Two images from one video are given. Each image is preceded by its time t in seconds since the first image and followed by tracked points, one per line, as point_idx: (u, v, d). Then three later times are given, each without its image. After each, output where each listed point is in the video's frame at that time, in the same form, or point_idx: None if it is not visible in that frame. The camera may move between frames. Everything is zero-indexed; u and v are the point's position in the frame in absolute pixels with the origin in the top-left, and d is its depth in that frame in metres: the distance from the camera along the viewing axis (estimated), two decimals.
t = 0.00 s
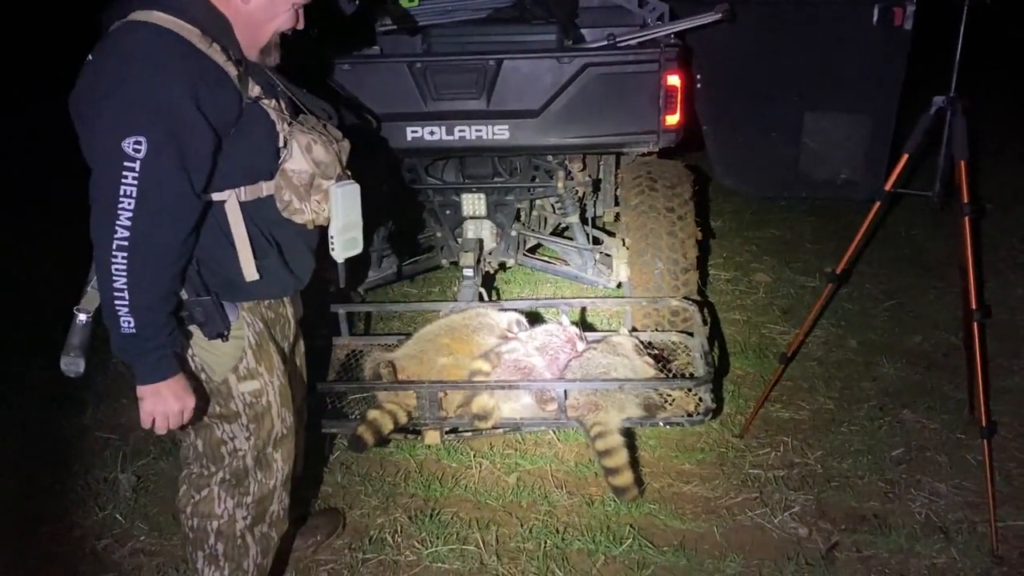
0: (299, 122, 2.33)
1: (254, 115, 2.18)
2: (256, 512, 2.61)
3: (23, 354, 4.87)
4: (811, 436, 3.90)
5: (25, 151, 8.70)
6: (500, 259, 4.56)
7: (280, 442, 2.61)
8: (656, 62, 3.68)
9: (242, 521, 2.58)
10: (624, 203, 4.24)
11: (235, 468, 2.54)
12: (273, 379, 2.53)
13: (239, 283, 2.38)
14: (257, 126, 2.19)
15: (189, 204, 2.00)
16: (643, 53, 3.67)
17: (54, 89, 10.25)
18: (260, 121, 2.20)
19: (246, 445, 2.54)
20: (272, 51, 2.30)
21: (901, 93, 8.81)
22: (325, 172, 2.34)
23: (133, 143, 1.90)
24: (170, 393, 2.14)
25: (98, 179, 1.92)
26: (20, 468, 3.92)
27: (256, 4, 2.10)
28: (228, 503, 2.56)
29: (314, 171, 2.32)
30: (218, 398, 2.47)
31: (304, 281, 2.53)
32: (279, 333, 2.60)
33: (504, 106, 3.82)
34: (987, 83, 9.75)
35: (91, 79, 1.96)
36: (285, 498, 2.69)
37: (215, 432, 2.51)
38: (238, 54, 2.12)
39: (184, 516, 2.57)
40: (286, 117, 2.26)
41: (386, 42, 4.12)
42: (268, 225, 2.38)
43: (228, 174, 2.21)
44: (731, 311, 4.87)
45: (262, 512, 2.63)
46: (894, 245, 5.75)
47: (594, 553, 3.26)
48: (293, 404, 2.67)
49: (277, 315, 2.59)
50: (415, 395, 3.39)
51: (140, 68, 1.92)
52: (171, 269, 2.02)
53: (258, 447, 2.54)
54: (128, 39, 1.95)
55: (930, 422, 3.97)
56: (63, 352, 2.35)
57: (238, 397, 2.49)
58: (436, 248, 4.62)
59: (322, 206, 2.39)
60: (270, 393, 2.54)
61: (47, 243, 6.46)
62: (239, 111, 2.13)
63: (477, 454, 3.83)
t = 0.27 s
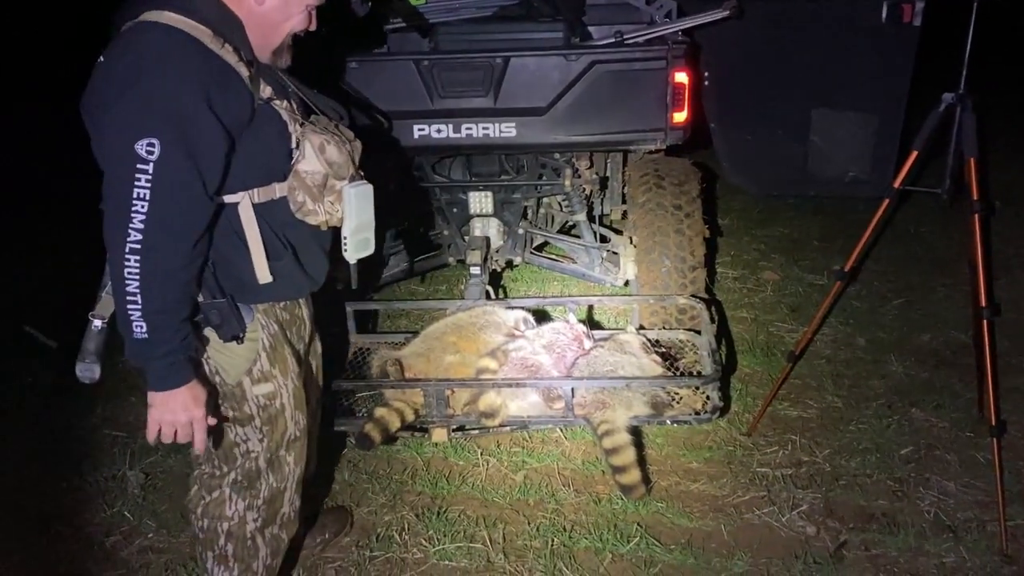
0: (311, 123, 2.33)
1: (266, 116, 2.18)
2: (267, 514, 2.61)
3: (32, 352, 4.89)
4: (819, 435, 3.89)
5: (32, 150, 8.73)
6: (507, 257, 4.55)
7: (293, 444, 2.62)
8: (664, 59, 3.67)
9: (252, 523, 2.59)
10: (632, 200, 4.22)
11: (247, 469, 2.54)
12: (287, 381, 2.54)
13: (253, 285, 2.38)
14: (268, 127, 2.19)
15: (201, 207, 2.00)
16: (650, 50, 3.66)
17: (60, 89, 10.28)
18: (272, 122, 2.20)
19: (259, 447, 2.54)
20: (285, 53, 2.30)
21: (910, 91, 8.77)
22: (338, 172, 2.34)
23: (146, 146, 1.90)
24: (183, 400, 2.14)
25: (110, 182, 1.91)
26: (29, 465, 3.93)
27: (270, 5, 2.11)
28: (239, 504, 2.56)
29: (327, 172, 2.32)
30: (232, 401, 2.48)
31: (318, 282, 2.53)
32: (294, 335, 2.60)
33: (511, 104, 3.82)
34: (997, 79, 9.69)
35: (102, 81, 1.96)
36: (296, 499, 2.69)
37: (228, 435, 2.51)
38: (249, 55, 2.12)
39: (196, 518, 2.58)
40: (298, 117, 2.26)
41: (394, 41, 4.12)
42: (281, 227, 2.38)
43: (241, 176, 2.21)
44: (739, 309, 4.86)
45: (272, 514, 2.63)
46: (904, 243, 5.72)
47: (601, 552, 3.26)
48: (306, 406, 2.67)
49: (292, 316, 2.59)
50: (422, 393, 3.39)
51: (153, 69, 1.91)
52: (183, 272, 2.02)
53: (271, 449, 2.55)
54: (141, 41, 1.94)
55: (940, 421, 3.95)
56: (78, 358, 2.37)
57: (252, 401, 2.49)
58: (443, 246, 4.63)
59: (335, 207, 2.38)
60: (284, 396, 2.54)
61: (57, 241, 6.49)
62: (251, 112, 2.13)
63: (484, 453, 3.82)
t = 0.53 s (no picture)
0: (322, 124, 2.33)
1: (277, 117, 2.18)
2: (277, 515, 2.62)
3: (41, 352, 4.91)
4: (826, 436, 3.88)
5: (40, 151, 8.76)
6: (513, 258, 4.55)
7: (304, 446, 2.62)
8: (671, 60, 3.67)
9: (262, 524, 2.59)
10: (639, 201, 4.22)
11: (258, 470, 2.55)
12: (299, 383, 2.54)
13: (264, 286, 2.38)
14: (280, 128, 2.20)
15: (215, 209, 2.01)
16: (657, 51, 3.65)
17: (68, 90, 10.32)
18: (284, 123, 2.20)
19: (270, 448, 2.55)
20: (296, 55, 2.30)
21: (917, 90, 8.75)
22: (349, 174, 2.36)
23: (160, 149, 1.90)
24: (199, 402, 2.14)
25: (124, 185, 1.92)
26: (39, 465, 3.95)
27: (283, 7, 2.12)
28: (250, 505, 2.57)
29: (339, 173, 2.34)
30: (243, 403, 2.48)
31: (331, 282, 2.53)
32: (306, 337, 2.61)
33: (518, 105, 3.82)
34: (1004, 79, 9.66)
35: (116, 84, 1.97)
36: (306, 501, 2.70)
37: (241, 436, 2.52)
38: (260, 57, 2.14)
39: (206, 518, 2.59)
40: (309, 119, 2.27)
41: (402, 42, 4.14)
42: (293, 227, 2.38)
43: (254, 176, 2.22)
44: (747, 310, 4.85)
45: (282, 515, 2.63)
46: (912, 243, 5.71)
47: (608, 552, 3.26)
48: (317, 408, 2.68)
49: (304, 318, 2.60)
50: (430, 394, 3.39)
51: (165, 72, 1.92)
52: (196, 274, 2.03)
53: (282, 450, 2.55)
54: (154, 43, 1.95)
55: (948, 422, 3.94)
56: (93, 361, 2.37)
57: (264, 402, 2.50)
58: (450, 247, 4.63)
59: (347, 208, 2.39)
60: (295, 398, 2.54)
61: (66, 242, 6.52)
62: (264, 114, 2.13)
63: (492, 453, 3.83)
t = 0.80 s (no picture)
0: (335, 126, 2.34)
1: (289, 119, 2.19)
2: (288, 512, 2.62)
3: (55, 352, 4.94)
4: (839, 437, 3.87)
5: (52, 153, 8.80)
6: (525, 258, 4.56)
7: (316, 443, 2.64)
8: (684, 60, 3.66)
9: (274, 522, 2.60)
10: (651, 201, 4.22)
11: (271, 467, 2.54)
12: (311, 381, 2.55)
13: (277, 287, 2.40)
14: (291, 130, 2.21)
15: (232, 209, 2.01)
16: (670, 52, 3.65)
17: (79, 92, 10.37)
18: (296, 124, 2.22)
19: (283, 446, 2.55)
20: (309, 58, 2.30)
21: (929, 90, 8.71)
22: (362, 175, 2.37)
23: (176, 151, 1.91)
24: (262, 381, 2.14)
25: (141, 189, 1.92)
26: (53, 466, 3.97)
27: (298, 10, 2.12)
28: (262, 503, 2.57)
29: (352, 174, 2.35)
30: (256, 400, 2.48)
31: (342, 281, 2.54)
32: (318, 335, 2.64)
33: (530, 106, 3.82)
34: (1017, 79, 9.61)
35: (131, 88, 1.98)
36: (318, 499, 2.72)
37: (254, 433, 2.49)
38: (273, 60, 2.14)
39: (219, 518, 2.57)
40: (322, 121, 2.29)
41: (412, 44, 4.12)
42: (306, 227, 2.39)
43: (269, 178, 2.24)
44: (759, 311, 4.84)
45: (295, 513, 2.64)
46: (925, 244, 5.68)
47: (621, 553, 3.25)
48: (330, 404, 2.70)
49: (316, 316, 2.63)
50: (442, 395, 3.39)
51: (180, 77, 1.93)
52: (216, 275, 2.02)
53: (295, 448, 2.56)
54: (168, 49, 1.96)
55: (962, 423, 3.92)
56: (113, 362, 2.44)
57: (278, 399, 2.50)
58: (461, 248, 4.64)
59: (359, 209, 2.39)
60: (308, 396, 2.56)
61: (79, 243, 6.56)
62: (277, 115, 2.14)
63: (503, 454, 3.83)
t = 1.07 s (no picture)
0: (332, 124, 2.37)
1: (288, 117, 2.20)
2: (283, 508, 2.61)
3: (59, 351, 4.95)
4: (842, 437, 3.86)
5: (57, 152, 8.81)
6: (527, 258, 4.55)
7: (312, 438, 2.62)
8: (686, 59, 3.65)
9: (270, 518, 2.60)
10: (654, 201, 4.22)
11: (266, 463, 2.56)
12: (308, 376, 2.56)
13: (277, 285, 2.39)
14: (290, 128, 2.22)
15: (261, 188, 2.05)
16: (672, 51, 3.64)
17: (84, 91, 10.38)
18: (295, 123, 2.23)
19: (279, 441, 2.56)
20: (305, 56, 2.29)
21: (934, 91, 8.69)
22: (359, 173, 2.40)
23: (198, 148, 1.93)
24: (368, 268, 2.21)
25: (169, 190, 1.95)
26: (56, 464, 3.98)
27: (291, 8, 2.11)
28: (258, 499, 2.58)
29: (349, 172, 2.38)
30: (253, 396, 2.50)
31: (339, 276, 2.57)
32: (314, 331, 2.66)
33: (532, 105, 3.82)
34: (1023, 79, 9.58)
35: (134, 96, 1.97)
36: (314, 494, 2.70)
37: (249, 426, 2.53)
38: (272, 59, 2.15)
39: (217, 513, 2.60)
40: (319, 118, 2.30)
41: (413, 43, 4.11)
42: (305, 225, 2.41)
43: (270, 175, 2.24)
44: (761, 311, 4.83)
45: (290, 509, 2.63)
46: (928, 244, 5.67)
47: (622, 553, 3.25)
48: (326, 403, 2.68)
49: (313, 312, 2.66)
50: (444, 394, 3.38)
51: (186, 76, 1.93)
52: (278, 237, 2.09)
53: (291, 443, 2.55)
54: (168, 49, 1.95)
55: (965, 424, 3.91)
56: (115, 358, 2.46)
57: (276, 394, 2.51)
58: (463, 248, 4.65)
59: (356, 206, 2.45)
60: (304, 390, 2.55)
61: (84, 242, 6.57)
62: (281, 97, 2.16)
63: (505, 454, 3.83)
